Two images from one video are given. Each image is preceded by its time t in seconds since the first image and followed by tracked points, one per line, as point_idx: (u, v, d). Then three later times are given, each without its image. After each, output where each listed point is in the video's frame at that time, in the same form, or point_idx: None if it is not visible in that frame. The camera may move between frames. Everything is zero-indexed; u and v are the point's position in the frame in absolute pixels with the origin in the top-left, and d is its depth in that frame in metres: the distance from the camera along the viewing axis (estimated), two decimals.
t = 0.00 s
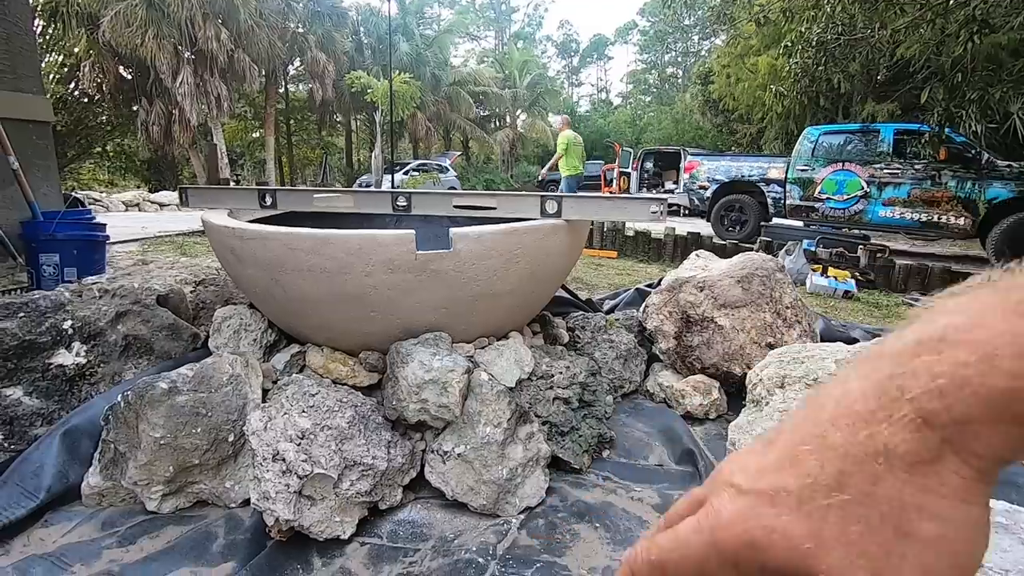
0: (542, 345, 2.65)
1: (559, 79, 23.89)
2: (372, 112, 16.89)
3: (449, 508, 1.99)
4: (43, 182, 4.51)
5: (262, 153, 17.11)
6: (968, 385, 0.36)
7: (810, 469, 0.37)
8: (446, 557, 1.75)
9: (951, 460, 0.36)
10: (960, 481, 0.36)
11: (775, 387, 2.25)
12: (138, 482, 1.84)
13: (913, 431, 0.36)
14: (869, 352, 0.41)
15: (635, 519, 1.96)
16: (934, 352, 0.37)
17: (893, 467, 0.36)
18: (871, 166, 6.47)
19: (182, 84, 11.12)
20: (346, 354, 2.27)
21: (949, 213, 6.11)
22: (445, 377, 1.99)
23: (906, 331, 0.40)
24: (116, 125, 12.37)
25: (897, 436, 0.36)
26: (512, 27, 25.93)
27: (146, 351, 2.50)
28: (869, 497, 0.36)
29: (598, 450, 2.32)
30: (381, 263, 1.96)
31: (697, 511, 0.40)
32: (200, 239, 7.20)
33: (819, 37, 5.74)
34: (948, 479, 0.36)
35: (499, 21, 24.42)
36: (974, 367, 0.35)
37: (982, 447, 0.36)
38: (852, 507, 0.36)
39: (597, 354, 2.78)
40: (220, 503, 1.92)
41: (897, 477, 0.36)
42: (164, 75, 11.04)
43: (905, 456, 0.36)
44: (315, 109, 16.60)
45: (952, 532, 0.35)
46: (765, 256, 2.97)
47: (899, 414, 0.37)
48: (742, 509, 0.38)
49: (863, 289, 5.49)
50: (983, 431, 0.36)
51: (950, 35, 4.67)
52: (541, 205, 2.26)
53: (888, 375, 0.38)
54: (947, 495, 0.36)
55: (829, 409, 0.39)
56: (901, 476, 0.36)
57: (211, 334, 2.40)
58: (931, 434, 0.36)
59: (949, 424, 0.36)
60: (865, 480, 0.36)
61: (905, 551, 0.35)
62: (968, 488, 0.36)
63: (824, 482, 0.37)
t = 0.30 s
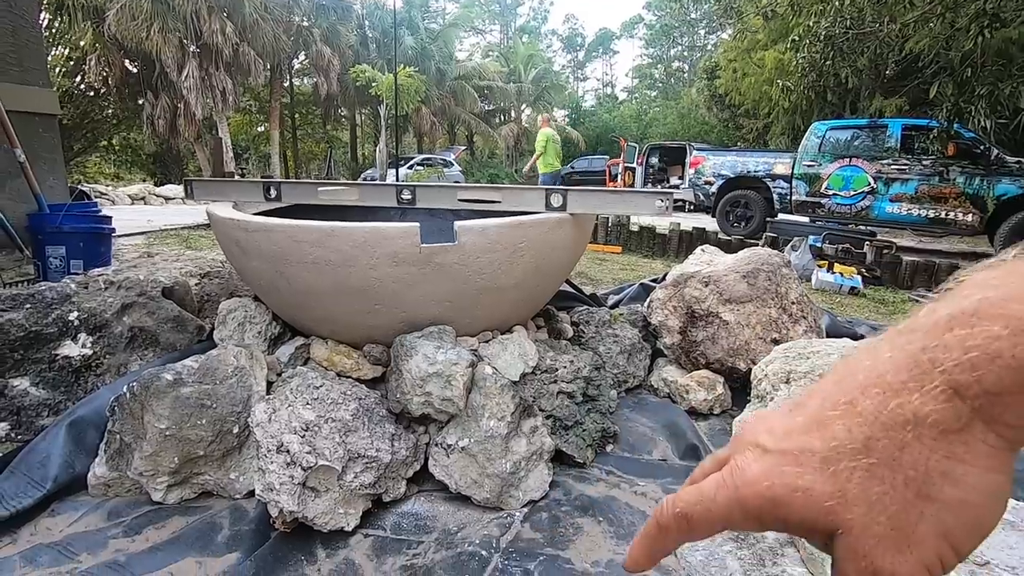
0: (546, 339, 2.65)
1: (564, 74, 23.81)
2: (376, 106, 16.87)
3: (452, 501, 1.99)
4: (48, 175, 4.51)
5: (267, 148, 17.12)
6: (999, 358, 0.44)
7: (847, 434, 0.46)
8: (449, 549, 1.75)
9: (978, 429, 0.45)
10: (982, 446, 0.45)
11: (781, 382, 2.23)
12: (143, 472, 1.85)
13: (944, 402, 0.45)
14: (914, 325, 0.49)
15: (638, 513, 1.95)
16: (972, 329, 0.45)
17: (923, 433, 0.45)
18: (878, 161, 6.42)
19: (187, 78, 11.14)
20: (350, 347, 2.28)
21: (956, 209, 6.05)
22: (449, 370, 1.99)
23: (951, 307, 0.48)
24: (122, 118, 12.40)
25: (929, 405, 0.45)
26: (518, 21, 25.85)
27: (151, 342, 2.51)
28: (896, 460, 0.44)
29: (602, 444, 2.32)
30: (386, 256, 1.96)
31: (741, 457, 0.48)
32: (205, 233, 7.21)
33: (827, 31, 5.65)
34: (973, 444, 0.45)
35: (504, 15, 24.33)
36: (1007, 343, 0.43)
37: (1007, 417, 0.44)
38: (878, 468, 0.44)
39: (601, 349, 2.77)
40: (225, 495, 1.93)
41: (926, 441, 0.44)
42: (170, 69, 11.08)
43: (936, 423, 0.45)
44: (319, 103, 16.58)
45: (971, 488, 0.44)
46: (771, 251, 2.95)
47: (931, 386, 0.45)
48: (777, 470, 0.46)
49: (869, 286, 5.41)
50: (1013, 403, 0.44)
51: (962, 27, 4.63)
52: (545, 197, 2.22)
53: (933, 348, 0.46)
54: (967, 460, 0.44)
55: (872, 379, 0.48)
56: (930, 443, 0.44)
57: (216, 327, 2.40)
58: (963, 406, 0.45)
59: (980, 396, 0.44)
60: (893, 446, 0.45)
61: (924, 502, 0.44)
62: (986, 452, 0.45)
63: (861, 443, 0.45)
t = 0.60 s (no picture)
0: (548, 332, 2.65)
1: (567, 67, 23.75)
2: (379, 99, 16.84)
3: (453, 490, 2.00)
4: (52, 166, 4.52)
5: (270, 140, 17.11)
6: (979, 305, 0.46)
7: (827, 379, 0.49)
8: (450, 538, 1.76)
9: (954, 374, 0.48)
10: (956, 389, 0.48)
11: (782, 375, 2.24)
12: (147, 460, 1.86)
13: (924, 349, 0.48)
14: (904, 278, 0.53)
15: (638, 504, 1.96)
16: (956, 279, 0.48)
17: (900, 376, 0.48)
18: (883, 157, 6.39)
19: (190, 70, 11.12)
20: (352, 337, 2.28)
21: (961, 205, 6.04)
22: (451, 360, 1.99)
23: (938, 260, 0.51)
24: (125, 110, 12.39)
25: (907, 351, 0.48)
26: (521, 14, 25.75)
27: (154, 332, 2.51)
28: (872, 405, 0.48)
29: (602, 436, 2.32)
30: (387, 246, 1.97)
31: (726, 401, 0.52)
32: (207, 225, 7.22)
33: (832, 25, 5.72)
34: (946, 387, 0.48)
35: (508, 8, 24.23)
36: (989, 290, 0.46)
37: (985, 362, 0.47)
38: (854, 411, 0.48)
39: (602, 341, 2.77)
40: (227, 482, 1.95)
41: (902, 384, 0.48)
42: (172, 61, 11.06)
43: (918, 366, 0.48)
44: (322, 96, 16.55)
45: (938, 429, 0.48)
46: (774, 245, 2.95)
47: (913, 333, 0.48)
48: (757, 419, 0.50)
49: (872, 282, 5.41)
50: (989, 348, 0.47)
51: (968, 22, 4.59)
52: (549, 189, 2.24)
53: (920, 296, 0.49)
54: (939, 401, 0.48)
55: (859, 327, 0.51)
56: (906, 388, 0.48)
57: (219, 317, 2.41)
58: (941, 353, 0.48)
59: (959, 342, 0.47)
60: (871, 390, 0.48)
61: (896, 442, 0.48)
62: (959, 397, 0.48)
63: (839, 387, 0.49)
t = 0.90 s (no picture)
0: (549, 327, 2.66)
1: (569, 62, 23.73)
2: (381, 93, 16.81)
3: (453, 484, 2.01)
4: (53, 158, 4.52)
5: (271, 134, 17.10)
6: (970, 312, 0.45)
7: (797, 322, 0.49)
8: (450, 531, 1.77)
9: (921, 370, 0.47)
10: (913, 380, 0.47)
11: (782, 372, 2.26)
12: (148, 451, 1.86)
13: (903, 333, 0.46)
14: (920, 259, 0.50)
15: (637, 500, 1.97)
16: (959, 281, 0.45)
17: (866, 348, 0.47)
18: (885, 155, 6.38)
19: (192, 62, 11.10)
20: (353, 331, 2.28)
21: (963, 204, 6.04)
22: (451, 355, 2.00)
23: (950, 256, 0.48)
24: (126, 103, 12.37)
25: (886, 325, 0.47)
26: (523, 9, 25.71)
27: (156, 324, 2.51)
28: (822, 359, 0.48)
29: (602, 432, 2.33)
30: (389, 241, 1.97)
31: (698, 296, 0.53)
32: (208, 218, 7.23)
33: (837, 22, 5.78)
34: (904, 374, 0.47)
35: (510, 2, 24.17)
36: (984, 298, 0.44)
37: (956, 368, 0.46)
38: (804, 361, 0.48)
39: (603, 337, 2.76)
40: (228, 475, 1.95)
41: (863, 357, 0.47)
42: (174, 53, 11.05)
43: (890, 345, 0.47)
44: (324, 89, 16.53)
45: (874, 404, 0.48)
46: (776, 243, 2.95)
47: (900, 312, 0.47)
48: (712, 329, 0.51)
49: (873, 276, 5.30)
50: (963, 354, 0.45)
51: (973, 19, 4.58)
52: (550, 183, 2.23)
53: (919, 281, 0.47)
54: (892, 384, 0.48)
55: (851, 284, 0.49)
56: (862, 358, 0.47)
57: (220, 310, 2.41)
58: (915, 341, 0.46)
59: (941, 342, 0.46)
60: (830, 352, 0.48)
61: (827, 403, 0.48)
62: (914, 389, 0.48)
63: (805, 335, 0.48)
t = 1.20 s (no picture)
0: (549, 323, 2.65)
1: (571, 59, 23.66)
2: (383, 88, 16.76)
3: (452, 479, 2.01)
4: (54, 150, 4.51)
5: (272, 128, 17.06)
6: (881, 176, 0.48)
7: (736, 195, 0.53)
8: (449, 526, 1.77)
9: (839, 232, 0.50)
10: (830, 243, 0.51)
11: (782, 371, 2.28)
12: (148, 444, 1.86)
13: (824, 199, 0.50)
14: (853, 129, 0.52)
15: (637, 496, 1.97)
16: (874, 149, 0.48)
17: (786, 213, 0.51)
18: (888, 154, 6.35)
19: (194, 54, 11.06)
20: (353, 325, 2.28)
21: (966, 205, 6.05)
22: (452, 350, 1.99)
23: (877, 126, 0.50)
24: (127, 95, 12.33)
25: (803, 192, 0.51)
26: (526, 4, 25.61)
27: (156, 316, 2.51)
28: (753, 226, 0.52)
29: (602, 428, 2.33)
30: (390, 235, 1.96)
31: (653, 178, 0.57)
32: (209, 211, 7.22)
33: (840, 20, 5.82)
34: (821, 239, 0.51)
35: None
36: (894, 160, 0.47)
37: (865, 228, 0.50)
38: (740, 229, 0.52)
39: (603, 334, 2.75)
40: (227, 468, 1.95)
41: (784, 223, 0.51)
42: (175, 45, 11.01)
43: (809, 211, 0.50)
44: (325, 83, 16.49)
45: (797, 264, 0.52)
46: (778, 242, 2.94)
47: (822, 182, 0.50)
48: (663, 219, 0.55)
49: (874, 278, 5.35)
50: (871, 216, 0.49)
51: (977, 19, 4.55)
52: (552, 179, 2.24)
53: (841, 153, 0.50)
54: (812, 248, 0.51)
55: (784, 159, 0.53)
56: (787, 223, 0.51)
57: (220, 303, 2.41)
58: (834, 206, 0.50)
59: (852, 206, 0.49)
60: (761, 219, 0.52)
61: (756, 266, 0.52)
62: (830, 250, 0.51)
63: (742, 207, 0.52)
